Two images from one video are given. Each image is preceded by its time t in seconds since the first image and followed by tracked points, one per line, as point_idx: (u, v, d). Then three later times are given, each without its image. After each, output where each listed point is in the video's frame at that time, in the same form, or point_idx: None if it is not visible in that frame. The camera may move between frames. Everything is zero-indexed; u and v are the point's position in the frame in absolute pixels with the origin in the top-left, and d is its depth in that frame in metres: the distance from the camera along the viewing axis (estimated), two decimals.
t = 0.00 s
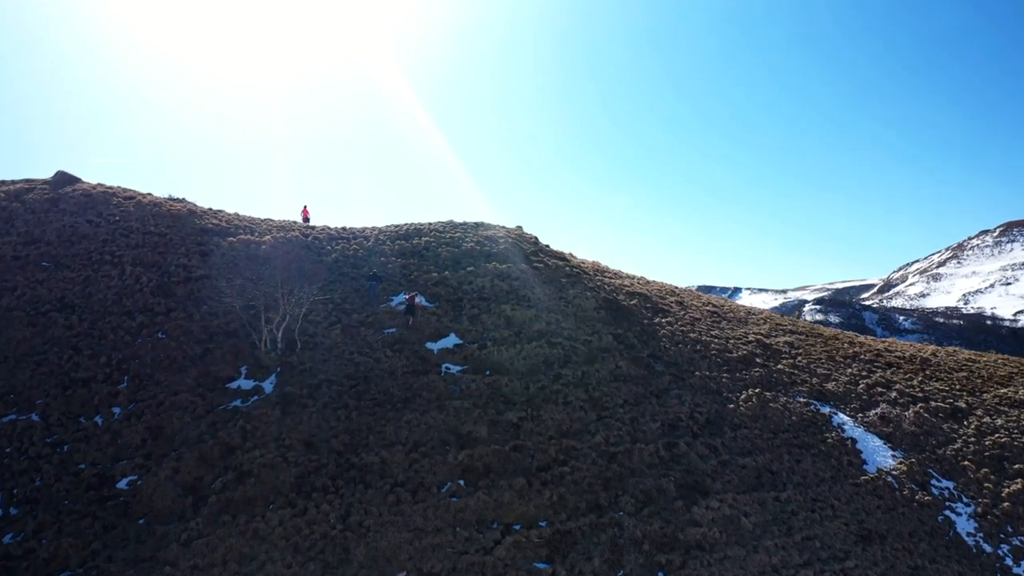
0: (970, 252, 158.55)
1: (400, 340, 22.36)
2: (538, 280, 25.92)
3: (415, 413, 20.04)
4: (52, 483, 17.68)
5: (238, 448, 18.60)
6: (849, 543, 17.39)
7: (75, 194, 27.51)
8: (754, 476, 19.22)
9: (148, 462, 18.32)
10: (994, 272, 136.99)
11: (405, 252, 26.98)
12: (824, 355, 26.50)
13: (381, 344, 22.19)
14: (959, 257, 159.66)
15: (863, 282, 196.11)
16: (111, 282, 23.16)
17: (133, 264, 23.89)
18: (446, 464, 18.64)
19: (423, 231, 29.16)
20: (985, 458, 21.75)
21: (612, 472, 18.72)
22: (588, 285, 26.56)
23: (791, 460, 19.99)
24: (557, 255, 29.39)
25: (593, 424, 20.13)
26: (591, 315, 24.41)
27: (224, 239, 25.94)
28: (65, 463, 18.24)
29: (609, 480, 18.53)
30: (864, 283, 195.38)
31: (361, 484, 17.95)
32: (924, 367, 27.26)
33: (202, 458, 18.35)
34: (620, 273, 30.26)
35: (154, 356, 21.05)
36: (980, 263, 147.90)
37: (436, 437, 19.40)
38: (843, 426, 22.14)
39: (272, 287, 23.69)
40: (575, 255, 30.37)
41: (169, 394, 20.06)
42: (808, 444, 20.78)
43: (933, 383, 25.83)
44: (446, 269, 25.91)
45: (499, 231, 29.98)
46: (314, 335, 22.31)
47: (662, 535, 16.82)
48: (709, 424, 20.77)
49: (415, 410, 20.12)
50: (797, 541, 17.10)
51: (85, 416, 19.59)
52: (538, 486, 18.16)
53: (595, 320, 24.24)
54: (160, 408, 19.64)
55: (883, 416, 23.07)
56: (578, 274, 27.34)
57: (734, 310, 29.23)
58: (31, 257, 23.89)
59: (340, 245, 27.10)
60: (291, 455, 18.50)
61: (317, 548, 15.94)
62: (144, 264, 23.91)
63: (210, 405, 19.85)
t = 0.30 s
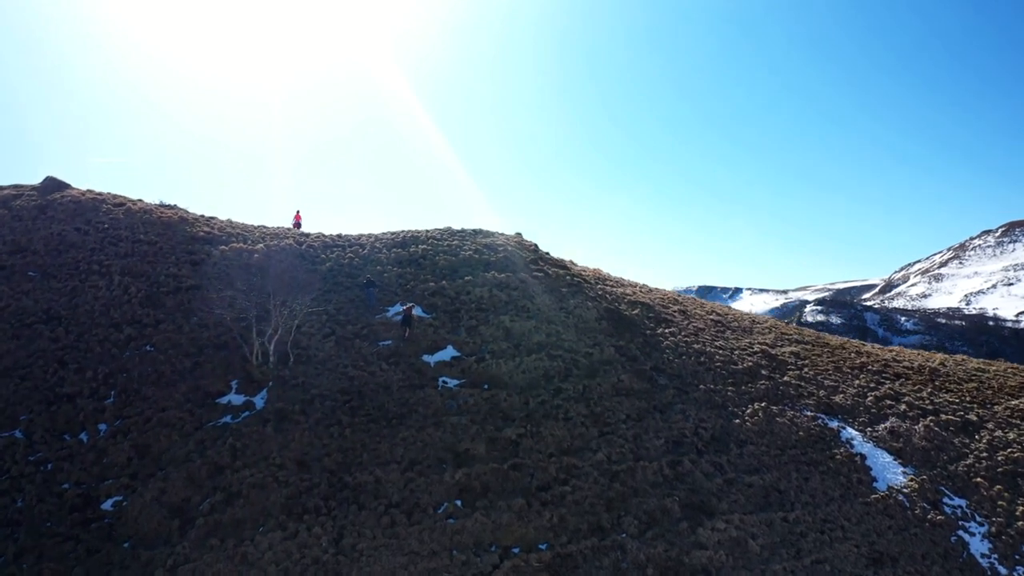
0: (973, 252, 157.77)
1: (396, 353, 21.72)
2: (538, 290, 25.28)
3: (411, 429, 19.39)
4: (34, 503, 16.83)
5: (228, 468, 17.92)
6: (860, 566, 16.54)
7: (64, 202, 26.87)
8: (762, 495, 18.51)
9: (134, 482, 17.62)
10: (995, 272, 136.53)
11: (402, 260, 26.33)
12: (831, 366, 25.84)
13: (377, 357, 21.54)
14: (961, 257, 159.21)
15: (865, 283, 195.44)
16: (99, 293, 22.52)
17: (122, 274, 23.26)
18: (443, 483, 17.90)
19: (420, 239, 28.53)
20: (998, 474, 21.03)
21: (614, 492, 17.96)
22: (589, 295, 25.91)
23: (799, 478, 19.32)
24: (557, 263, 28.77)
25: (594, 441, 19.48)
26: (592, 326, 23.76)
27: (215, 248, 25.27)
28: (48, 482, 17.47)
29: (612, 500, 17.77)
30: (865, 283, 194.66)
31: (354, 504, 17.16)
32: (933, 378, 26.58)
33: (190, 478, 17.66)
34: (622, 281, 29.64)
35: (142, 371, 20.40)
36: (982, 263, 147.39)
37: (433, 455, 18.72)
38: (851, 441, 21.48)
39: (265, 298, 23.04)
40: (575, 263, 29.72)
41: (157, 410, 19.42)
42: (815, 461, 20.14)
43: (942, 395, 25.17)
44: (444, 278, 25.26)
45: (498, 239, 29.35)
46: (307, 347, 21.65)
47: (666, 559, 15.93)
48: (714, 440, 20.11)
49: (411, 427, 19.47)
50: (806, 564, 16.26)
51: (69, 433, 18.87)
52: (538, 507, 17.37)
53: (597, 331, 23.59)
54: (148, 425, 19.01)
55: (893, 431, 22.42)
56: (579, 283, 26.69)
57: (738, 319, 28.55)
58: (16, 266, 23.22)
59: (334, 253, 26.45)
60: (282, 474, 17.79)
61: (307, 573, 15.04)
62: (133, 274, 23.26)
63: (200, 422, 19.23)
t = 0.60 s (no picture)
0: (975, 253, 156.97)
1: (391, 367, 21.02)
2: (538, 300, 24.58)
3: (406, 447, 18.65)
4: (11, 526, 15.98)
5: (215, 488, 17.16)
6: None
7: (51, 208, 26.18)
8: (770, 516, 17.69)
9: (118, 503, 16.84)
10: (998, 273, 135.94)
11: (398, 269, 25.62)
12: (839, 377, 25.13)
13: (371, 370, 20.84)
14: (963, 258, 158.66)
15: (867, 283, 194.57)
16: (84, 303, 21.83)
17: (108, 284, 22.56)
18: (439, 504, 17.01)
19: (417, 246, 27.82)
20: (1013, 492, 20.18)
21: (617, 513, 17.10)
22: (590, 304, 25.20)
23: (808, 498, 18.57)
24: (557, 271, 28.08)
25: (595, 459, 18.71)
26: (594, 337, 23.06)
27: (205, 255, 24.53)
28: (27, 504, 16.65)
29: (615, 522, 16.88)
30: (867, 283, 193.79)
31: (346, 527, 16.22)
32: (943, 390, 25.84)
33: (175, 499, 16.87)
34: (624, 289, 28.94)
35: (128, 386, 19.72)
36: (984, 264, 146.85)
37: (428, 474, 17.93)
38: (861, 457, 20.81)
39: (256, 309, 22.33)
40: (575, 271, 29.03)
41: (143, 427, 18.73)
42: (824, 479, 19.43)
43: (953, 408, 24.43)
44: (440, 288, 24.55)
45: (497, 246, 28.66)
46: (299, 360, 20.92)
47: None
48: (719, 458, 19.37)
49: (405, 444, 18.74)
50: None
51: (51, 451, 18.12)
52: (537, 529, 16.45)
53: (598, 343, 22.89)
54: (133, 443, 18.31)
55: (903, 446, 21.69)
56: (579, 292, 25.98)
57: (743, 328, 27.85)
58: None
59: (328, 261, 25.75)
60: (271, 496, 16.96)
61: None
62: (120, 284, 22.57)
63: (186, 439, 18.53)
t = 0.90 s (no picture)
0: (977, 254, 156.33)
1: (384, 381, 20.26)
2: (537, 310, 23.84)
3: (400, 466, 17.80)
4: None
5: (200, 511, 16.27)
6: None
7: (35, 214, 25.45)
8: (780, 539, 16.75)
9: (98, 527, 15.89)
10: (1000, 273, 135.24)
11: (393, 278, 24.86)
12: (848, 389, 24.36)
13: (364, 385, 20.06)
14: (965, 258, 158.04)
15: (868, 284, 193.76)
16: (67, 315, 21.07)
17: (93, 294, 21.83)
18: (434, 528, 16.03)
19: (413, 254, 27.09)
20: None
21: (620, 537, 16.14)
22: (592, 314, 24.47)
23: (819, 519, 17.70)
24: (557, 279, 27.35)
25: (597, 479, 17.86)
26: (595, 349, 22.31)
27: (194, 263, 23.79)
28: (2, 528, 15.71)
29: (619, 546, 15.90)
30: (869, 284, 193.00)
31: (336, 553, 15.22)
32: (955, 402, 25.01)
33: (157, 522, 15.96)
34: (626, 297, 28.18)
35: (112, 402, 18.95)
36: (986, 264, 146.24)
37: (423, 495, 16.99)
38: (872, 475, 20.02)
39: (245, 320, 21.57)
40: (576, 279, 28.32)
41: (126, 445, 17.93)
42: (835, 499, 18.61)
43: (966, 421, 23.57)
44: (437, 297, 23.81)
45: (495, 254, 27.94)
46: (289, 374, 20.14)
47: None
48: (726, 478, 18.55)
49: (399, 463, 17.89)
50: None
51: (30, 471, 17.22)
52: (537, 554, 15.47)
53: (600, 355, 22.13)
54: (115, 462, 17.50)
55: (915, 463, 20.86)
56: (580, 301, 25.24)
57: (748, 338, 27.10)
58: None
59: (321, 269, 25.01)
60: (258, 519, 16.04)
61: None
62: (105, 295, 21.84)
63: (171, 459, 17.76)
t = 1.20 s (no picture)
0: (979, 254, 155.46)
1: (377, 397, 19.39)
2: (536, 321, 23.01)
3: (392, 488, 16.80)
4: None
5: (182, 536, 15.13)
6: None
7: (17, 221, 24.65)
8: (792, 565, 15.64)
9: (74, 553, 14.70)
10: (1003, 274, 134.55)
11: (387, 287, 24.02)
12: (858, 402, 23.51)
13: (356, 401, 19.19)
14: (967, 258, 157.35)
15: (870, 285, 193.00)
16: (47, 327, 20.20)
17: (74, 305, 21.00)
18: (426, 554, 14.86)
19: (408, 262, 26.28)
20: None
21: (623, 564, 15.06)
22: (593, 325, 23.65)
23: (831, 543, 16.64)
24: (557, 288, 26.55)
25: (599, 501, 16.89)
26: (596, 362, 21.49)
27: (181, 272, 22.95)
28: None
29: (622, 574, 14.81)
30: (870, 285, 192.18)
31: None
32: (968, 415, 24.12)
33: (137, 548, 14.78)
34: (628, 306, 27.37)
35: (92, 420, 18.08)
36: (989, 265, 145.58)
37: (416, 519, 15.88)
38: (886, 494, 19.08)
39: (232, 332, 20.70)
40: (576, 288, 27.53)
41: (106, 466, 17.03)
42: (848, 521, 17.63)
43: (981, 436, 22.64)
44: (432, 307, 22.98)
45: (492, 262, 27.14)
46: (278, 389, 19.28)
47: None
48: (734, 500, 17.60)
49: (392, 484, 16.90)
50: None
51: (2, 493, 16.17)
52: None
53: (602, 369, 21.29)
54: (93, 484, 16.53)
55: (930, 481, 19.92)
56: (581, 311, 24.42)
57: (755, 348, 26.26)
58: None
59: (312, 278, 24.19)
60: (242, 544, 14.87)
61: None
62: (88, 306, 21.01)
63: (152, 480, 16.82)
